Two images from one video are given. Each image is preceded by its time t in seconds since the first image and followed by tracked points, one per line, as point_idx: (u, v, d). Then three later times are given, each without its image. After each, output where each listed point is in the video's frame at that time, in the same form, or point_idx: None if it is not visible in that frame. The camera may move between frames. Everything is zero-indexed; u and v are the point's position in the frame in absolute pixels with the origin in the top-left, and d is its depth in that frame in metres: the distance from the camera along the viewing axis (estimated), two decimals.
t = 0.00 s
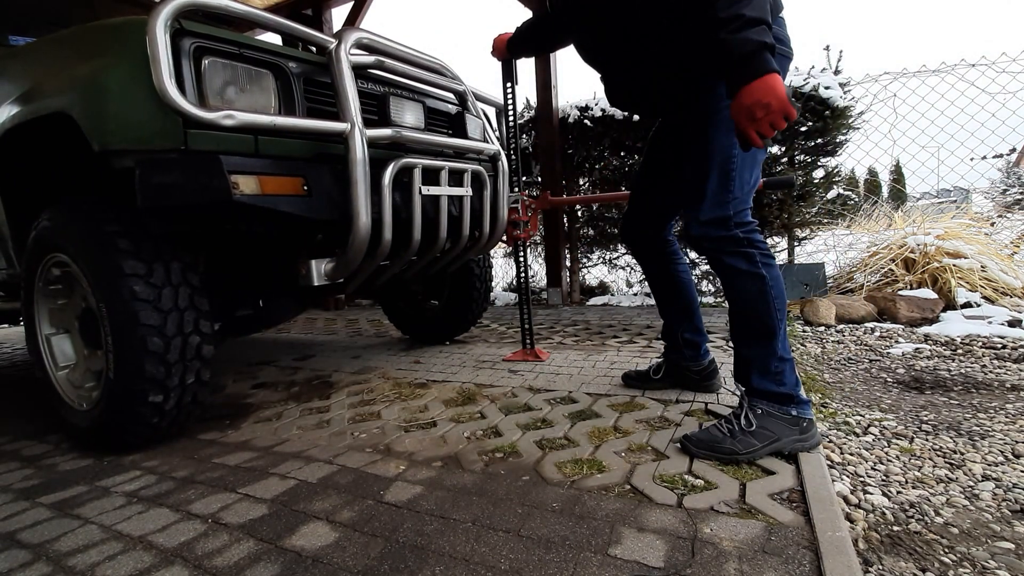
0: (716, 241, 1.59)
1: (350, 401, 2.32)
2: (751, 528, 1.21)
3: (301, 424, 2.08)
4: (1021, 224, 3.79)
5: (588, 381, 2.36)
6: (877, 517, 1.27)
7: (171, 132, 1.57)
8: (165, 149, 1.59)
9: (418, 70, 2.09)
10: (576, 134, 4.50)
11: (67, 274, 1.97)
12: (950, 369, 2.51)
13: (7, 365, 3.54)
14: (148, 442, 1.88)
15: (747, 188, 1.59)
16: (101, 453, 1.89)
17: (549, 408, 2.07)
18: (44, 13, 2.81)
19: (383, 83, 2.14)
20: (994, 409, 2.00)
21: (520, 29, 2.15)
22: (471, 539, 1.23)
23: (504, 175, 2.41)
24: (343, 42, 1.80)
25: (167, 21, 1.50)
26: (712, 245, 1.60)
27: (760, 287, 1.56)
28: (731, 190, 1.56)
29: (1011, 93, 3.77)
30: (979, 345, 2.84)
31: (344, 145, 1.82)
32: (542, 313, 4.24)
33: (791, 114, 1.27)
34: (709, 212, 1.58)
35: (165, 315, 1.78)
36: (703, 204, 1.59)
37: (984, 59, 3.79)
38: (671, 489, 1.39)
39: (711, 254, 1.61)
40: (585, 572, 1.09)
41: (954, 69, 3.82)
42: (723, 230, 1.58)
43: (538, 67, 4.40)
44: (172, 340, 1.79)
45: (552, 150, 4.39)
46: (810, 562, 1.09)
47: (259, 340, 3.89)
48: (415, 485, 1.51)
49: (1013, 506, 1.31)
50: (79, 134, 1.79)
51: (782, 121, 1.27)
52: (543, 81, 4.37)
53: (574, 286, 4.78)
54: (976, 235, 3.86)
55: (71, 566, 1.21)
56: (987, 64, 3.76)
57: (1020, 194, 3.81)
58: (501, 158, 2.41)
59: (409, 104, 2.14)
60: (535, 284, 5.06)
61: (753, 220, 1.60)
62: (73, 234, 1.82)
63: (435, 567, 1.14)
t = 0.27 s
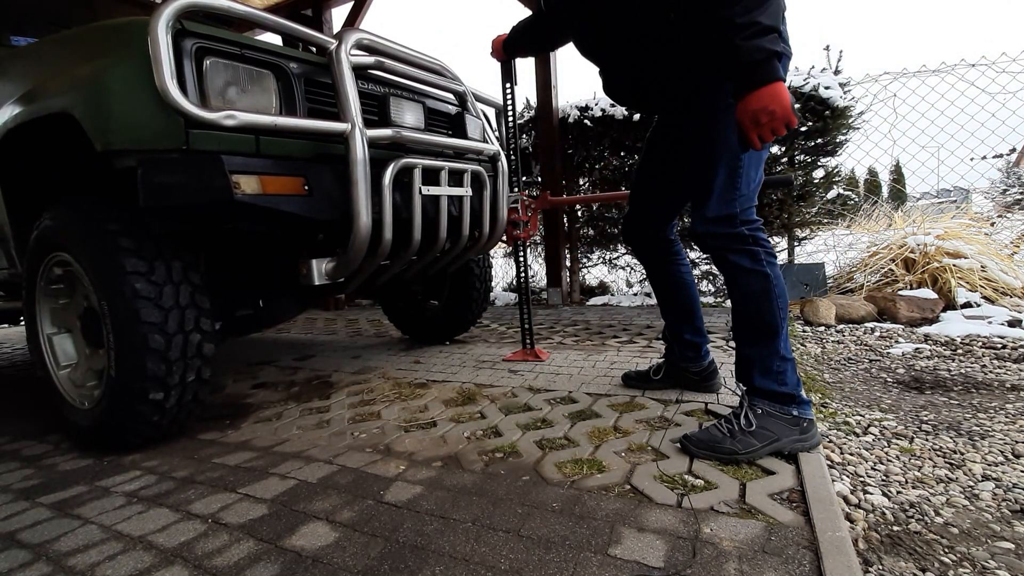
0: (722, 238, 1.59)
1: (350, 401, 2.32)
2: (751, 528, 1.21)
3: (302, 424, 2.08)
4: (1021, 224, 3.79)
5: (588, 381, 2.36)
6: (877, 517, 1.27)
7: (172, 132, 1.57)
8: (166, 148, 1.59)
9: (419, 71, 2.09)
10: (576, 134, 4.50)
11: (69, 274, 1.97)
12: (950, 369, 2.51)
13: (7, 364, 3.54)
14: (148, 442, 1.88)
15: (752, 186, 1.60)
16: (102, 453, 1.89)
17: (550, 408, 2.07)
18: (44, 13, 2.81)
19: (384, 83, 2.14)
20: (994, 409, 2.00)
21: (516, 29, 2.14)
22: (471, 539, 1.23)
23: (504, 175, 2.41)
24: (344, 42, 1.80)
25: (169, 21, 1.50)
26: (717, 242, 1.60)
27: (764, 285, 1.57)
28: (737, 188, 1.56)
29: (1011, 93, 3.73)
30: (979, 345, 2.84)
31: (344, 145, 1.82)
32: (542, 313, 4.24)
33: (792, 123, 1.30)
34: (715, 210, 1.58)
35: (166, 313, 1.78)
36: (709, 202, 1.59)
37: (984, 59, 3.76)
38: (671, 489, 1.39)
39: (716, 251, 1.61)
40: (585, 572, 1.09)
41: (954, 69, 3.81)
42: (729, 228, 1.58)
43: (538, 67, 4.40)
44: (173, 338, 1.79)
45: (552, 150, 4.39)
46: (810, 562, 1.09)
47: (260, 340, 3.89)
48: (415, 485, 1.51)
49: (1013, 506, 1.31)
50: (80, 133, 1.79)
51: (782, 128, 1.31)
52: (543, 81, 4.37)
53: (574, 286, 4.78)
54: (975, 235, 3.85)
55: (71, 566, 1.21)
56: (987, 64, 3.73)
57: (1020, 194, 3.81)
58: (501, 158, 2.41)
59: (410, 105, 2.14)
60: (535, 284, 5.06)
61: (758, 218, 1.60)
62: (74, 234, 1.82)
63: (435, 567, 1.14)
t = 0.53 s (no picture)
0: (735, 237, 1.58)
1: (350, 401, 2.32)
2: (751, 528, 1.21)
3: (301, 424, 2.08)
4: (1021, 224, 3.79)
5: (588, 381, 2.36)
6: (877, 517, 1.27)
7: (170, 132, 1.57)
8: (164, 149, 1.59)
9: (418, 70, 2.09)
10: (576, 134, 4.50)
11: (67, 275, 1.97)
12: (950, 369, 2.51)
13: (7, 365, 3.54)
14: (148, 442, 1.88)
15: (765, 183, 1.58)
16: (101, 453, 1.89)
17: (550, 408, 2.07)
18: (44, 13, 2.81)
19: (383, 83, 2.14)
20: (994, 409, 2.00)
21: (518, 30, 2.14)
22: (471, 539, 1.23)
23: (504, 175, 2.41)
24: (343, 42, 1.80)
25: (166, 21, 1.50)
26: (731, 240, 1.59)
27: (777, 283, 1.56)
28: (752, 187, 1.55)
29: (1011, 93, 3.71)
30: (979, 345, 2.84)
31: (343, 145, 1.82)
32: (542, 313, 4.24)
33: (810, 106, 1.28)
34: (729, 209, 1.57)
35: (165, 315, 1.78)
36: (722, 201, 1.58)
37: (985, 59, 3.74)
38: (671, 489, 1.39)
39: (730, 250, 1.60)
40: (585, 572, 1.09)
41: (954, 69, 3.81)
42: (743, 227, 1.57)
43: (538, 67, 4.40)
44: (171, 339, 1.79)
45: (552, 150, 4.39)
46: (810, 562, 1.09)
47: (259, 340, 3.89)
48: (415, 485, 1.51)
49: (1013, 506, 1.31)
50: (79, 133, 1.79)
51: (800, 113, 1.28)
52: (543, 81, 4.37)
53: (574, 286, 4.78)
54: (975, 235, 3.85)
55: (71, 566, 1.21)
56: (987, 64, 3.71)
57: (1020, 194, 3.81)
58: (500, 158, 2.41)
59: (409, 104, 2.14)
60: (535, 284, 5.06)
61: (771, 215, 1.60)
62: (73, 234, 1.82)
63: (435, 567, 1.14)
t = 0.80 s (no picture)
0: (740, 236, 1.58)
1: (350, 401, 2.32)
2: (751, 528, 1.21)
3: (302, 424, 2.08)
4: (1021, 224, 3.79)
5: (588, 381, 2.36)
6: (877, 517, 1.27)
7: (171, 131, 1.57)
8: (165, 148, 1.59)
9: (418, 70, 2.09)
10: (576, 134, 4.50)
11: (68, 274, 1.97)
12: (950, 369, 2.51)
13: (7, 365, 3.55)
14: (148, 442, 1.88)
15: (771, 183, 1.58)
16: (102, 453, 1.89)
17: (550, 408, 2.07)
18: (45, 14, 2.81)
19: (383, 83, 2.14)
20: (994, 409, 2.00)
21: (512, 29, 2.15)
22: (471, 539, 1.23)
23: (504, 176, 2.41)
24: (343, 43, 1.80)
25: (168, 21, 1.50)
26: (735, 240, 1.59)
27: (781, 283, 1.56)
28: (758, 186, 1.55)
29: (1011, 93, 3.75)
30: (979, 345, 2.84)
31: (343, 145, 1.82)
32: (542, 313, 4.24)
33: (858, 77, 1.28)
34: (735, 208, 1.56)
35: (166, 312, 1.78)
36: (728, 200, 1.57)
37: (984, 59, 3.78)
38: (671, 489, 1.39)
39: (734, 249, 1.60)
40: (585, 572, 1.09)
41: (954, 69, 3.83)
42: (748, 226, 1.57)
43: (538, 67, 4.40)
44: (172, 337, 1.79)
45: (553, 150, 4.39)
46: (810, 562, 1.09)
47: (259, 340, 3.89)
48: (415, 485, 1.51)
49: (1013, 506, 1.31)
50: (80, 133, 1.79)
51: (848, 84, 1.29)
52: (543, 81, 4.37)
53: (574, 286, 4.78)
54: (975, 235, 3.85)
55: (71, 566, 1.21)
56: (987, 64, 3.76)
57: (1020, 194, 3.81)
58: (500, 158, 2.41)
59: (409, 105, 2.14)
60: (535, 284, 5.06)
61: (777, 215, 1.59)
62: (74, 233, 1.82)
63: (435, 567, 1.14)
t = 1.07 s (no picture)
0: (736, 236, 1.58)
1: (350, 401, 2.32)
2: (751, 528, 1.21)
3: (301, 424, 2.08)
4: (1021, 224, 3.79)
5: (588, 381, 2.36)
6: (877, 517, 1.27)
7: (169, 132, 1.57)
8: (163, 149, 1.59)
9: (417, 71, 2.10)
10: (576, 133, 4.50)
11: (66, 275, 1.97)
12: (950, 369, 2.51)
13: (7, 365, 3.55)
14: (148, 443, 1.88)
15: (768, 182, 1.58)
16: (101, 453, 1.89)
17: (550, 408, 2.07)
18: (44, 14, 2.81)
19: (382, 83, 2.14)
20: (994, 409, 2.00)
21: (516, 29, 2.15)
22: (471, 539, 1.23)
23: (503, 176, 2.41)
24: (342, 43, 1.80)
25: (165, 21, 1.51)
26: (732, 239, 1.59)
27: (778, 283, 1.56)
28: (754, 185, 1.55)
29: (1011, 93, 3.70)
30: (979, 345, 2.84)
31: (342, 145, 1.82)
32: (542, 313, 4.24)
33: (883, 57, 1.26)
34: (732, 207, 1.57)
35: (163, 313, 1.78)
36: (726, 199, 1.57)
37: (985, 59, 3.73)
38: (671, 489, 1.39)
39: (731, 249, 1.60)
40: (585, 572, 1.09)
41: (954, 68, 3.81)
42: (745, 225, 1.57)
43: (537, 67, 4.40)
44: (170, 338, 1.79)
45: (553, 150, 4.39)
46: (810, 562, 1.09)
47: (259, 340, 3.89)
48: (415, 485, 1.51)
49: (1013, 506, 1.31)
50: (78, 134, 1.79)
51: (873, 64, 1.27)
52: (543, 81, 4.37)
53: (574, 286, 4.78)
54: (975, 235, 3.85)
55: (71, 566, 1.21)
56: (987, 64, 3.70)
57: (1020, 194, 3.80)
58: (500, 159, 2.41)
59: (409, 105, 2.14)
60: (535, 284, 5.06)
61: (773, 215, 1.59)
62: (72, 234, 1.82)
63: (435, 567, 1.14)
